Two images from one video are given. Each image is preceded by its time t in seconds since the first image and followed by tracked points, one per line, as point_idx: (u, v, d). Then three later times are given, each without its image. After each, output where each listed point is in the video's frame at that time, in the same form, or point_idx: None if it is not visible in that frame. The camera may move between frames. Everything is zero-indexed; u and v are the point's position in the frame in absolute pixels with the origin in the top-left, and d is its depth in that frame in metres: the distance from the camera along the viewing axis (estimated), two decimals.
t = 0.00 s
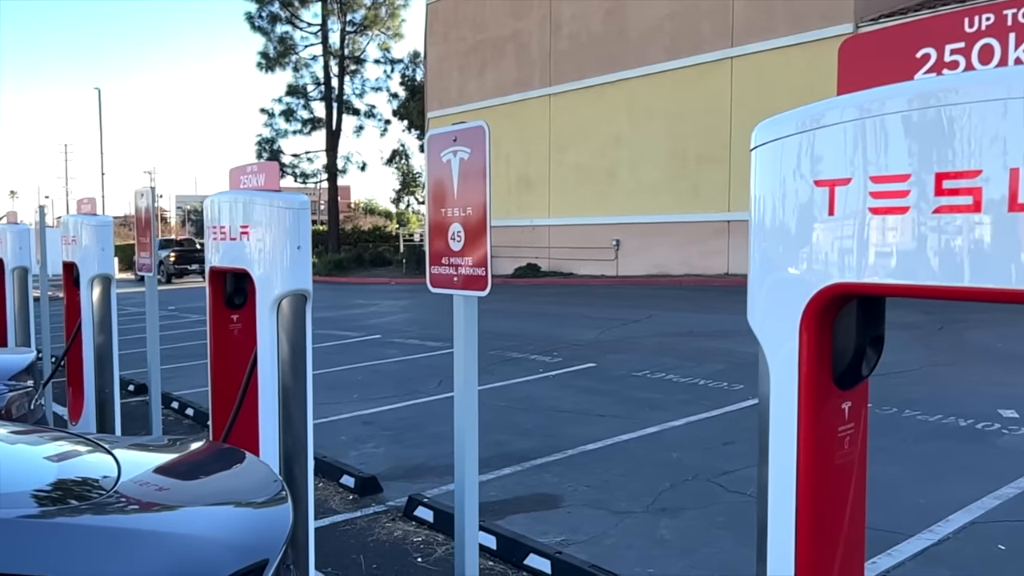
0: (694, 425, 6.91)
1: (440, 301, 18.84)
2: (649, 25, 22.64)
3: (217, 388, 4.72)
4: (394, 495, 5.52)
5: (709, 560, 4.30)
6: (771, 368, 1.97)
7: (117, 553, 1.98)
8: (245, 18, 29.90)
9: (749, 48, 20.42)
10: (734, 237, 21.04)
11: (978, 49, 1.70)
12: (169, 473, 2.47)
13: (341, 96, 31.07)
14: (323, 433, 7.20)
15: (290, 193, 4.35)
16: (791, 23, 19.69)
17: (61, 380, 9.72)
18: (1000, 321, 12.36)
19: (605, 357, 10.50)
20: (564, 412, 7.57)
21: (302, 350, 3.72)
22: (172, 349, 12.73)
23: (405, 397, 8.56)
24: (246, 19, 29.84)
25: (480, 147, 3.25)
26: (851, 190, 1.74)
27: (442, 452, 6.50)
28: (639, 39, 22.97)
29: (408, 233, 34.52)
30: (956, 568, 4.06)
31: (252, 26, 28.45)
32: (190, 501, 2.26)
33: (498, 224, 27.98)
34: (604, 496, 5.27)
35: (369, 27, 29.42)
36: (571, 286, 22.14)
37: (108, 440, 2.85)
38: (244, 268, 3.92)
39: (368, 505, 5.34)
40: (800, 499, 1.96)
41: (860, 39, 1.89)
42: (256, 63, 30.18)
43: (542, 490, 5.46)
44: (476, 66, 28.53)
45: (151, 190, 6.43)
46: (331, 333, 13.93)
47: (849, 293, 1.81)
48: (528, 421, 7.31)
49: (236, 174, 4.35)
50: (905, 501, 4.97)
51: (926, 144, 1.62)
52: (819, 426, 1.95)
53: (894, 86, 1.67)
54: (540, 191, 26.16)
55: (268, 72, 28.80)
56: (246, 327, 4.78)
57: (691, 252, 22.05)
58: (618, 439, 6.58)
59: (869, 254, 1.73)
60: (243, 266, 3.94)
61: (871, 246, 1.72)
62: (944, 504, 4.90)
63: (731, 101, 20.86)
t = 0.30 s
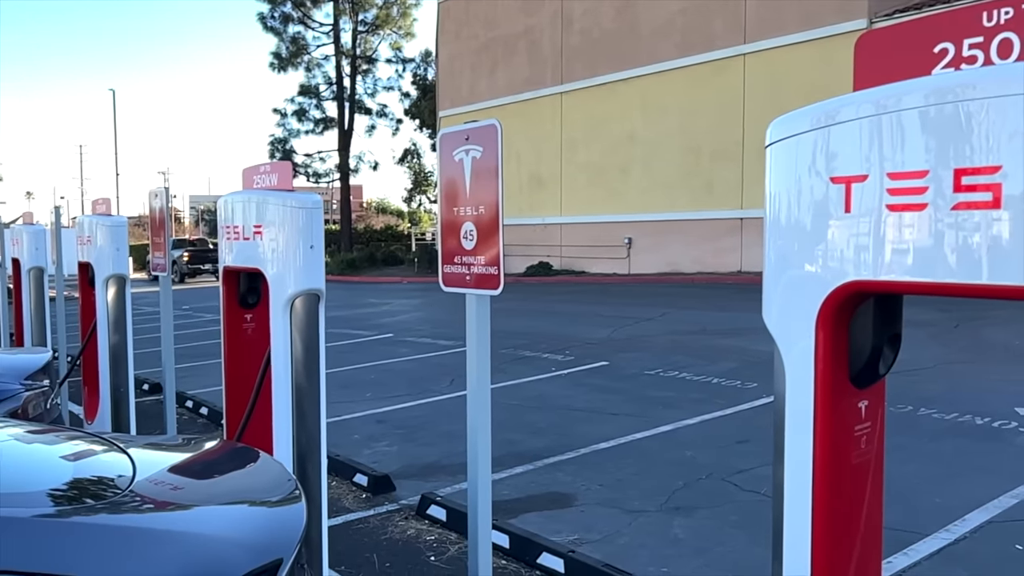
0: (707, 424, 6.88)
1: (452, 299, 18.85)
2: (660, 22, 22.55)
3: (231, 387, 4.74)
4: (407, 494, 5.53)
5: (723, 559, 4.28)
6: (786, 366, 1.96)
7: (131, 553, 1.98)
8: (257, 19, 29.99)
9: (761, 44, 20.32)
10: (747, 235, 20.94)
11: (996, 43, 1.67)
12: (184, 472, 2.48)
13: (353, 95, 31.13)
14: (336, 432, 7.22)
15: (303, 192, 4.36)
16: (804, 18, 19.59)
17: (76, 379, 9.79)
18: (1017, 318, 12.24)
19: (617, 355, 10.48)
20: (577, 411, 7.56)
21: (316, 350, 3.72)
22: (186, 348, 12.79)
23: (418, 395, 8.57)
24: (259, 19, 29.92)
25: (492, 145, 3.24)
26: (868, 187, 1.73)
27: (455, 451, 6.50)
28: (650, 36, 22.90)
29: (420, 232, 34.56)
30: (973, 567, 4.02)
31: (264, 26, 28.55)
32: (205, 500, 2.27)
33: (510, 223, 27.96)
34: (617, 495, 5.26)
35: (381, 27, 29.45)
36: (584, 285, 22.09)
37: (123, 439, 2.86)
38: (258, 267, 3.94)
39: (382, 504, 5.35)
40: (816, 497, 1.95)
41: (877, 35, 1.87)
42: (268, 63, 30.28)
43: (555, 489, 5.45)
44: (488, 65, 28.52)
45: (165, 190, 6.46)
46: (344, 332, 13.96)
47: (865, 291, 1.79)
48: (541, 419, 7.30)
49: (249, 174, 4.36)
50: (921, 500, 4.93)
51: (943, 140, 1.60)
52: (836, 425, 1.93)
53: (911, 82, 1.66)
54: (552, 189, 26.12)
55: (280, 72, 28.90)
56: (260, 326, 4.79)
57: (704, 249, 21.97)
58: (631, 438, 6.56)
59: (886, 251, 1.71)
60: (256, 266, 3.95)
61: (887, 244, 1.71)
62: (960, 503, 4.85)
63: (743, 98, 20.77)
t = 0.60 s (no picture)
0: (722, 424, 6.85)
1: (465, 299, 18.86)
2: (673, 21, 22.49)
3: (245, 387, 4.76)
4: (420, 494, 5.53)
5: (738, 560, 4.25)
6: (803, 366, 1.94)
7: (147, 552, 1.99)
8: (271, 20, 30.10)
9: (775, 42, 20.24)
10: (761, 234, 20.85)
11: (1016, 40, 1.65)
12: (199, 473, 2.49)
13: (365, 96, 31.19)
14: (349, 432, 7.24)
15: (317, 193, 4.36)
16: (817, 16, 19.49)
17: (92, 379, 9.86)
18: None
19: (631, 355, 10.45)
20: (590, 411, 7.54)
21: (329, 350, 3.72)
22: (200, 348, 12.86)
23: (431, 395, 8.58)
24: (272, 20, 30.04)
25: (505, 145, 3.24)
26: (886, 186, 1.71)
27: (468, 451, 6.50)
28: (662, 35, 22.84)
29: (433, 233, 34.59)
30: (992, 569, 3.99)
31: (277, 27, 28.66)
32: (218, 500, 2.27)
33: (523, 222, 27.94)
34: (631, 496, 5.24)
35: (394, 27, 29.51)
36: (597, 284, 22.04)
37: (139, 439, 2.87)
38: (272, 268, 3.95)
39: (395, 504, 5.36)
40: (833, 497, 1.93)
41: (894, 32, 1.85)
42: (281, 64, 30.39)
43: (568, 489, 5.44)
44: (500, 64, 28.51)
45: (180, 191, 6.50)
46: (358, 332, 13.99)
47: (882, 290, 1.78)
48: (554, 419, 7.29)
49: (263, 175, 4.37)
50: (939, 501, 4.89)
51: (961, 138, 1.58)
52: (853, 426, 1.91)
53: (928, 80, 1.64)
54: (564, 189, 26.09)
55: (293, 73, 29.01)
56: (274, 327, 4.81)
57: (717, 249, 21.88)
58: (645, 438, 6.53)
59: (903, 250, 1.70)
60: (270, 266, 3.96)
61: (904, 243, 1.69)
62: (978, 504, 4.81)
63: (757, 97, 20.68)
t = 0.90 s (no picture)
0: (737, 426, 6.81)
1: (478, 300, 18.86)
2: (687, 21, 22.42)
3: (260, 388, 4.77)
4: (434, 495, 5.53)
5: (753, 563, 4.23)
6: (820, 369, 1.92)
7: (161, 553, 1.99)
8: (285, 22, 30.25)
9: (789, 42, 20.16)
10: (775, 235, 20.75)
11: None
12: (213, 474, 2.50)
13: (379, 98, 31.27)
14: (363, 433, 7.25)
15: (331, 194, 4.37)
16: (832, 16, 19.39)
17: (109, 379, 9.94)
18: None
19: (644, 356, 10.43)
20: (604, 413, 7.52)
21: (343, 351, 3.74)
22: (216, 349, 12.94)
23: (444, 396, 8.59)
24: (286, 23, 30.18)
25: (518, 146, 3.23)
26: (904, 186, 1.69)
27: (482, 452, 6.50)
28: (676, 35, 22.77)
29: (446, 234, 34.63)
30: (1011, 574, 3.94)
31: (292, 30, 28.80)
32: (233, 501, 2.28)
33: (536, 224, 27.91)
34: (645, 498, 5.22)
35: (407, 29, 29.58)
36: (610, 286, 22.01)
37: (155, 440, 2.89)
38: (286, 269, 3.96)
39: (409, 505, 5.36)
40: (850, 501, 1.91)
41: (911, 31, 1.85)
42: (296, 67, 30.52)
43: (582, 491, 5.43)
44: (514, 66, 28.50)
45: (195, 193, 6.54)
46: (372, 333, 14.02)
47: (900, 293, 1.76)
48: (567, 421, 7.28)
49: (277, 176, 4.38)
50: (956, 505, 4.84)
51: (980, 137, 1.56)
52: (871, 430, 1.89)
53: (946, 78, 1.62)
54: (577, 190, 26.05)
55: (308, 75, 29.14)
56: (288, 328, 4.82)
57: (731, 250, 21.79)
58: (659, 440, 6.51)
59: (921, 251, 1.68)
60: (285, 268, 3.97)
61: (923, 244, 1.67)
62: (996, 508, 4.77)
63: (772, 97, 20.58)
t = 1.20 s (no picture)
0: (752, 430, 6.77)
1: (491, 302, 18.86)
2: (701, 22, 22.36)
3: (274, 390, 4.79)
4: (447, 498, 5.53)
5: (769, 568, 4.19)
6: (837, 372, 1.90)
7: (173, 553, 2.00)
8: (300, 26, 30.39)
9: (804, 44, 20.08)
10: (790, 237, 20.65)
11: None
12: (228, 476, 2.50)
13: (393, 100, 31.37)
14: (377, 434, 7.26)
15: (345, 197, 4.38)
16: (848, 17, 19.30)
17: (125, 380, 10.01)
18: None
19: (658, 359, 10.39)
20: (617, 416, 7.49)
21: (357, 353, 3.74)
22: (231, 351, 13.01)
23: (458, 398, 8.59)
24: (301, 26, 30.32)
25: (532, 148, 3.22)
26: (924, 188, 1.67)
27: (495, 454, 6.49)
28: (690, 36, 22.71)
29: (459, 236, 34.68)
30: None
31: (306, 33, 28.93)
32: (248, 503, 2.28)
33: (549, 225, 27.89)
34: (659, 502, 5.20)
35: (421, 32, 29.65)
36: (624, 288, 21.96)
37: (170, 442, 2.90)
38: (300, 271, 3.97)
39: (422, 507, 5.36)
40: (868, 506, 1.89)
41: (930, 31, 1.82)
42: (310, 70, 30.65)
43: (596, 494, 5.41)
44: (527, 68, 28.51)
45: (210, 195, 6.58)
46: (386, 335, 14.04)
47: (919, 296, 1.73)
48: (581, 424, 7.26)
49: (292, 179, 4.40)
50: (975, 511, 4.79)
51: (1001, 139, 1.54)
52: (890, 436, 1.87)
53: (966, 79, 1.60)
54: (591, 192, 26.01)
55: (322, 78, 29.27)
56: (302, 330, 4.84)
57: (746, 252, 21.69)
58: (673, 444, 6.48)
59: (940, 253, 1.66)
60: (299, 270, 3.98)
61: (942, 245, 1.65)
62: (1015, 514, 4.71)
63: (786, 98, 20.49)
